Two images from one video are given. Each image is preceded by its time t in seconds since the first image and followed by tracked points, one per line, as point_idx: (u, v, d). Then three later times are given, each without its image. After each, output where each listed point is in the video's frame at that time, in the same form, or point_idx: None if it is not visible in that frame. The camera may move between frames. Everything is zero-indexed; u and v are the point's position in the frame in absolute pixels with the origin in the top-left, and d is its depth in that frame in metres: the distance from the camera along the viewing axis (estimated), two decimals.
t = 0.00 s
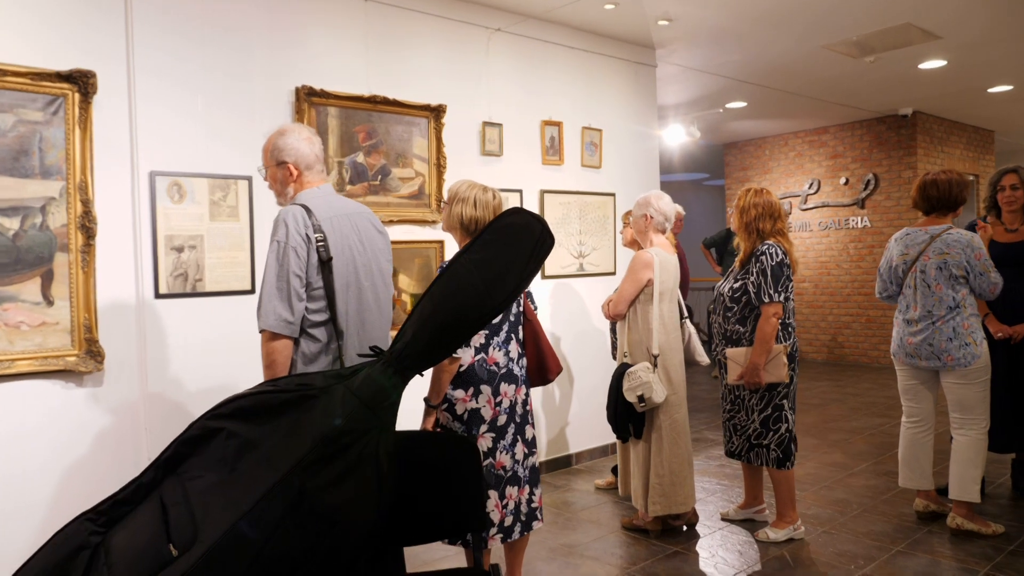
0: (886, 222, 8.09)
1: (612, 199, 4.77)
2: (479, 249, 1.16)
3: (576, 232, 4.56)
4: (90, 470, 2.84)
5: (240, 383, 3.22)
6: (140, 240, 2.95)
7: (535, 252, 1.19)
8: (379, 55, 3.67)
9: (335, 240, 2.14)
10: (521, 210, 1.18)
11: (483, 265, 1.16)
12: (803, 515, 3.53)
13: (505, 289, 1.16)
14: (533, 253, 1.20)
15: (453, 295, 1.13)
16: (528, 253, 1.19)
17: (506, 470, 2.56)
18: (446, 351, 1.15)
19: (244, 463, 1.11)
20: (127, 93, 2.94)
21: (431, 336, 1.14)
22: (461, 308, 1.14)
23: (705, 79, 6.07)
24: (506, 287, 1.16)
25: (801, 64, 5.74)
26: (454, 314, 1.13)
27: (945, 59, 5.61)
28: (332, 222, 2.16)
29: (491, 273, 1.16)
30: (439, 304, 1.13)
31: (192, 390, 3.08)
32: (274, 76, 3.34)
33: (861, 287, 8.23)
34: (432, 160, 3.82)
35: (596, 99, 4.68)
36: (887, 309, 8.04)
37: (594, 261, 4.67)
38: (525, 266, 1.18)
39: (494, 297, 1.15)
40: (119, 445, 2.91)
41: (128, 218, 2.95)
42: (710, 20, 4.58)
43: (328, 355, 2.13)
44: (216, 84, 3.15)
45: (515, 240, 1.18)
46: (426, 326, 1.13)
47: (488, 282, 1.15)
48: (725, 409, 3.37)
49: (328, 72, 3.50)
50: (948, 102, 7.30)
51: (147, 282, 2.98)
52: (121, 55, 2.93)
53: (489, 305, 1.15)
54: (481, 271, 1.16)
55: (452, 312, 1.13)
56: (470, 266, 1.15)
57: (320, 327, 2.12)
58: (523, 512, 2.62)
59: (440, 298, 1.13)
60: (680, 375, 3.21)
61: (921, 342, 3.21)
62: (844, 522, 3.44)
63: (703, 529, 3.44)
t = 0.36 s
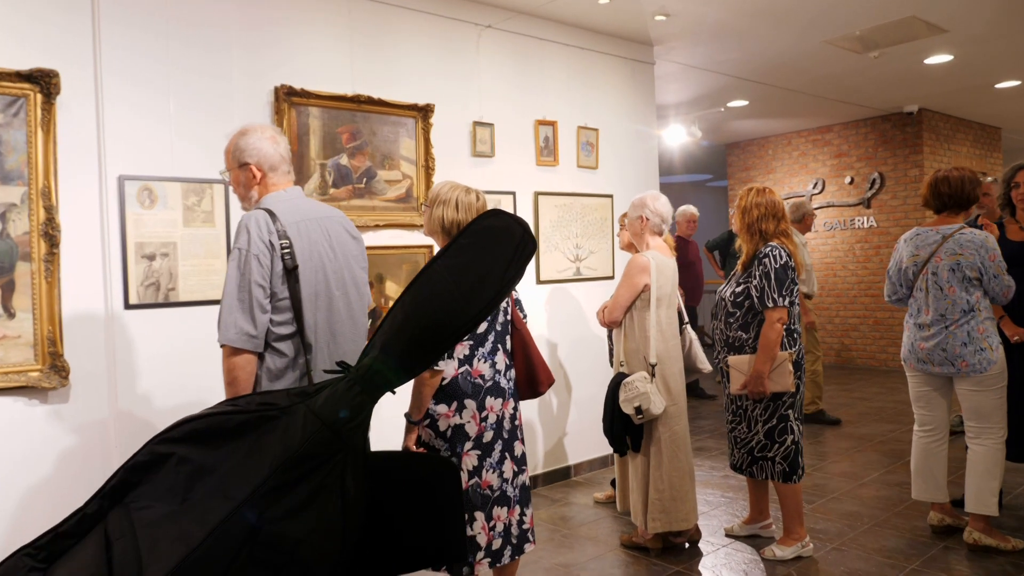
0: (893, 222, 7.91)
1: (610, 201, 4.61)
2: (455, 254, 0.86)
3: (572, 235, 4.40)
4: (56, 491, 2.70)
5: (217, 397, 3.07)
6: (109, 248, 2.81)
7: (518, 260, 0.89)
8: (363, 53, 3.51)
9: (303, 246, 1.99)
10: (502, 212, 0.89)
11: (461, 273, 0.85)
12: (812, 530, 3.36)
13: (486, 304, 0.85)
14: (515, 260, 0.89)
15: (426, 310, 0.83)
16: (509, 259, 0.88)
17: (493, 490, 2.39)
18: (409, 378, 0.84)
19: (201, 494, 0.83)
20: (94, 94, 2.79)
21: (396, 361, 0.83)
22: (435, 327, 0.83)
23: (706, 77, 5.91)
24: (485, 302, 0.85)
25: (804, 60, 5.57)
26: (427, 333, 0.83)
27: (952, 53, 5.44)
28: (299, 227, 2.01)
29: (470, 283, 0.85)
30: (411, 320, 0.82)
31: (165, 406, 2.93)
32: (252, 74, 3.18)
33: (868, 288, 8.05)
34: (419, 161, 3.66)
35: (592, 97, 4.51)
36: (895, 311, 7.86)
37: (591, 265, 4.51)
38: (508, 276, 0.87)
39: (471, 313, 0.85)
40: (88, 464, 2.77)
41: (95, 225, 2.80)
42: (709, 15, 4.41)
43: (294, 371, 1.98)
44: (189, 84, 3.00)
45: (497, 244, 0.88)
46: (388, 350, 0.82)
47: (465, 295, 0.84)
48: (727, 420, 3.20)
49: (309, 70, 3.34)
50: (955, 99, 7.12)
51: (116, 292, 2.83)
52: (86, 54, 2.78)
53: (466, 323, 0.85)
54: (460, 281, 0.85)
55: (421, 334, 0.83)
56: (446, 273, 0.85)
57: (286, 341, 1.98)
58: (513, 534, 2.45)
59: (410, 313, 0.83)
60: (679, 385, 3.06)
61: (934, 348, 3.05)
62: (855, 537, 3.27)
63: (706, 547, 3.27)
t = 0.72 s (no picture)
0: (915, 223, 7.66)
1: (618, 203, 4.44)
2: (427, 261, 0.69)
3: (577, 239, 4.24)
4: (29, 511, 2.57)
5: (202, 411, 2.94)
6: (87, 256, 2.69)
7: (499, 266, 0.72)
8: (356, 52, 3.38)
9: (272, 253, 1.87)
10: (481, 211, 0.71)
11: (432, 284, 0.69)
12: (832, 550, 3.16)
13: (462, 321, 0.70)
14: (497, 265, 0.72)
15: (393, 329, 0.68)
16: (490, 266, 0.71)
17: (485, 511, 2.22)
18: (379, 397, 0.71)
19: (150, 525, 0.71)
20: (71, 95, 2.68)
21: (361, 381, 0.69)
22: (403, 347, 0.68)
23: (718, 74, 5.73)
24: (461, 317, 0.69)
25: (820, 55, 5.37)
26: (396, 354, 0.68)
27: (976, 46, 5.22)
28: (268, 233, 1.89)
29: (444, 296, 0.69)
30: (376, 338, 0.68)
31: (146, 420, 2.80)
32: (239, 74, 3.05)
33: (890, 292, 7.80)
34: (416, 163, 3.53)
35: (598, 95, 4.35)
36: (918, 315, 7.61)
37: (598, 270, 4.34)
38: (488, 285, 0.71)
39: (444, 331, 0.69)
40: (65, 481, 2.65)
41: (73, 231, 2.68)
42: (719, 9, 4.24)
43: (263, 387, 1.85)
44: (172, 85, 2.88)
45: (474, 248, 0.71)
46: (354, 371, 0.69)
47: (438, 311, 0.68)
48: (740, 433, 3.02)
49: (299, 70, 3.22)
50: (979, 95, 6.88)
51: (96, 301, 2.72)
52: (63, 54, 2.67)
53: (440, 342, 0.70)
54: (432, 293, 0.68)
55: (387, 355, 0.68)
56: (418, 282, 0.69)
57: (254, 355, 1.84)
58: (508, 558, 2.28)
59: (376, 331, 0.68)
60: (686, 395, 2.89)
61: (963, 356, 2.85)
62: (877, 558, 3.07)
63: (719, 568, 3.08)
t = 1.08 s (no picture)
0: (945, 224, 7.38)
1: (629, 202, 4.27)
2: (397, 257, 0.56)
3: (586, 240, 4.08)
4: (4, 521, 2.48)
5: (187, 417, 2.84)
6: (67, 256, 2.60)
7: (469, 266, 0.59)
8: (352, 45, 3.26)
9: (237, 254, 1.75)
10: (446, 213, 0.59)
11: (401, 283, 0.56)
12: (850, 570, 2.97)
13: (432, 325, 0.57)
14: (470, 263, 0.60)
15: (355, 335, 0.54)
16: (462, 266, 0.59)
17: (470, 529, 2.08)
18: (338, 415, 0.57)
19: (85, 550, 0.56)
20: (52, 90, 2.59)
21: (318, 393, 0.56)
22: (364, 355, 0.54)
23: (737, 70, 5.53)
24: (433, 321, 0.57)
25: (845, 49, 5.15)
26: (366, 358, 0.54)
27: (1009, 38, 4.98)
28: (234, 231, 1.77)
29: (414, 296, 0.56)
30: (342, 339, 0.54)
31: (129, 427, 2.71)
32: (229, 68, 2.95)
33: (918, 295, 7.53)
34: (415, 161, 3.40)
35: (609, 91, 4.19)
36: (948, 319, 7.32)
37: (607, 272, 4.18)
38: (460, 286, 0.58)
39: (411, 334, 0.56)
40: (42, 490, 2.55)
41: (53, 230, 2.59)
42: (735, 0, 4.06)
43: (225, 397, 1.75)
44: (158, 81, 2.78)
45: (445, 244, 0.58)
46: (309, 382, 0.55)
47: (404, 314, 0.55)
48: (752, 445, 2.84)
49: (293, 64, 3.10)
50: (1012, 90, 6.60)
51: (76, 303, 2.63)
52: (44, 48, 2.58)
53: (406, 347, 0.56)
54: (397, 296, 0.55)
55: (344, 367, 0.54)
56: (382, 282, 0.55)
57: (216, 362, 1.74)
58: None
59: (333, 335, 0.54)
60: (693, 405, 2.72)
61: (993, 365, 2.65)
62: None
63: None
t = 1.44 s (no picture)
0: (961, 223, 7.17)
1: (630, 196, 4.12)
2: (348, 255, 0.49)
3: (584, 236, 3.95)
4: None
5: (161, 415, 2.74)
6: (34, 249, 2.51)
7: (430, 257, 0.52)
8: (339, 31, 3.14)
9: (188, 245, 1.65)
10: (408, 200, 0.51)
11: (349, 283, 0.48)
12: None
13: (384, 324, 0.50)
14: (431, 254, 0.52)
15: (296, 340, 0.48)
16: (421, 260, 0.51)
17: (445, 539, 1.95)
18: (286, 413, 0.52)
19: None
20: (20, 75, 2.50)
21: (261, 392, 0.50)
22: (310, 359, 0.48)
23: (746, 62, 5.36)
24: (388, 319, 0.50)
25: (857, 40, 4.98)
26: (329, 347, 0.48)
27: None
28: (189, 220, 1.66)
29: (366, 296, 0.49)
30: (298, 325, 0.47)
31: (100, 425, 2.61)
32: (208, 53, 2.84)
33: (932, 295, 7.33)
34: (405, 151, 3.28)
35: (610, 81, 4.05)
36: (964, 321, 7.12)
37: (607, 269, 4.04)
38: (418, 280, 0.51)
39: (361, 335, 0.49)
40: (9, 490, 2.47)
41: (20, 221, 2.50)
42: None
43: (173, 395, 1.65)
44: (132, 67, 2.68)
45: (402, 237, 0.50)
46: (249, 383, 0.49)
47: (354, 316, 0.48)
48: (753, 452, 2.69)
49: (276, 50, 2.99)
50: None
51: (44, 296, 2.54)
52: (11, 32, 2.49)
53: (359, 346, 0.50)
54: (346, 297, 0.48)
55: (288, 371, 0.48)
56: (348, 262, 0.48)
57: (165, 359, 1.64)
58: None
59: (273, 340, 0.48)
60: (689, 409, 2.58)
61: (1007, 370, 2.50)
62: None
63: None
